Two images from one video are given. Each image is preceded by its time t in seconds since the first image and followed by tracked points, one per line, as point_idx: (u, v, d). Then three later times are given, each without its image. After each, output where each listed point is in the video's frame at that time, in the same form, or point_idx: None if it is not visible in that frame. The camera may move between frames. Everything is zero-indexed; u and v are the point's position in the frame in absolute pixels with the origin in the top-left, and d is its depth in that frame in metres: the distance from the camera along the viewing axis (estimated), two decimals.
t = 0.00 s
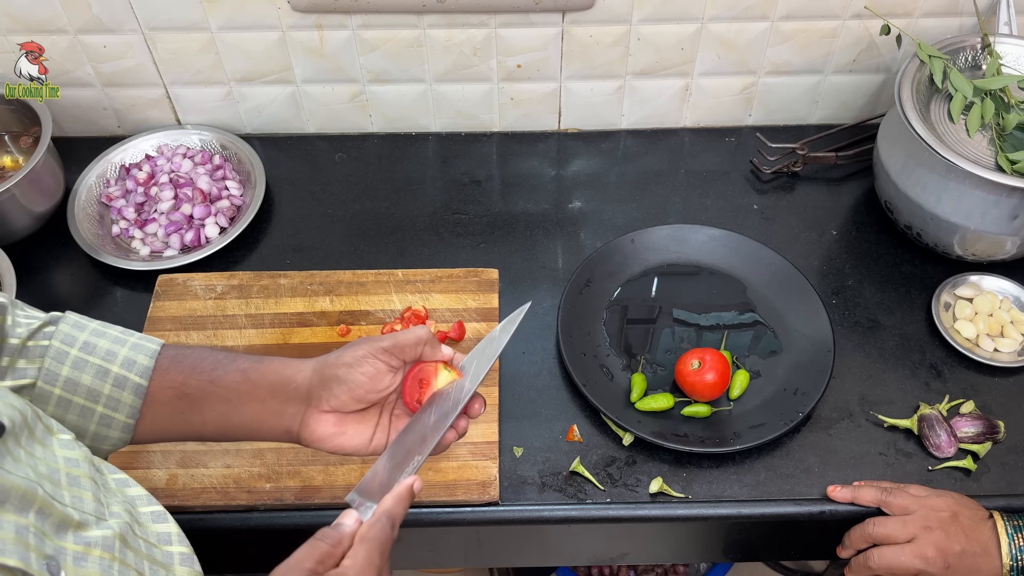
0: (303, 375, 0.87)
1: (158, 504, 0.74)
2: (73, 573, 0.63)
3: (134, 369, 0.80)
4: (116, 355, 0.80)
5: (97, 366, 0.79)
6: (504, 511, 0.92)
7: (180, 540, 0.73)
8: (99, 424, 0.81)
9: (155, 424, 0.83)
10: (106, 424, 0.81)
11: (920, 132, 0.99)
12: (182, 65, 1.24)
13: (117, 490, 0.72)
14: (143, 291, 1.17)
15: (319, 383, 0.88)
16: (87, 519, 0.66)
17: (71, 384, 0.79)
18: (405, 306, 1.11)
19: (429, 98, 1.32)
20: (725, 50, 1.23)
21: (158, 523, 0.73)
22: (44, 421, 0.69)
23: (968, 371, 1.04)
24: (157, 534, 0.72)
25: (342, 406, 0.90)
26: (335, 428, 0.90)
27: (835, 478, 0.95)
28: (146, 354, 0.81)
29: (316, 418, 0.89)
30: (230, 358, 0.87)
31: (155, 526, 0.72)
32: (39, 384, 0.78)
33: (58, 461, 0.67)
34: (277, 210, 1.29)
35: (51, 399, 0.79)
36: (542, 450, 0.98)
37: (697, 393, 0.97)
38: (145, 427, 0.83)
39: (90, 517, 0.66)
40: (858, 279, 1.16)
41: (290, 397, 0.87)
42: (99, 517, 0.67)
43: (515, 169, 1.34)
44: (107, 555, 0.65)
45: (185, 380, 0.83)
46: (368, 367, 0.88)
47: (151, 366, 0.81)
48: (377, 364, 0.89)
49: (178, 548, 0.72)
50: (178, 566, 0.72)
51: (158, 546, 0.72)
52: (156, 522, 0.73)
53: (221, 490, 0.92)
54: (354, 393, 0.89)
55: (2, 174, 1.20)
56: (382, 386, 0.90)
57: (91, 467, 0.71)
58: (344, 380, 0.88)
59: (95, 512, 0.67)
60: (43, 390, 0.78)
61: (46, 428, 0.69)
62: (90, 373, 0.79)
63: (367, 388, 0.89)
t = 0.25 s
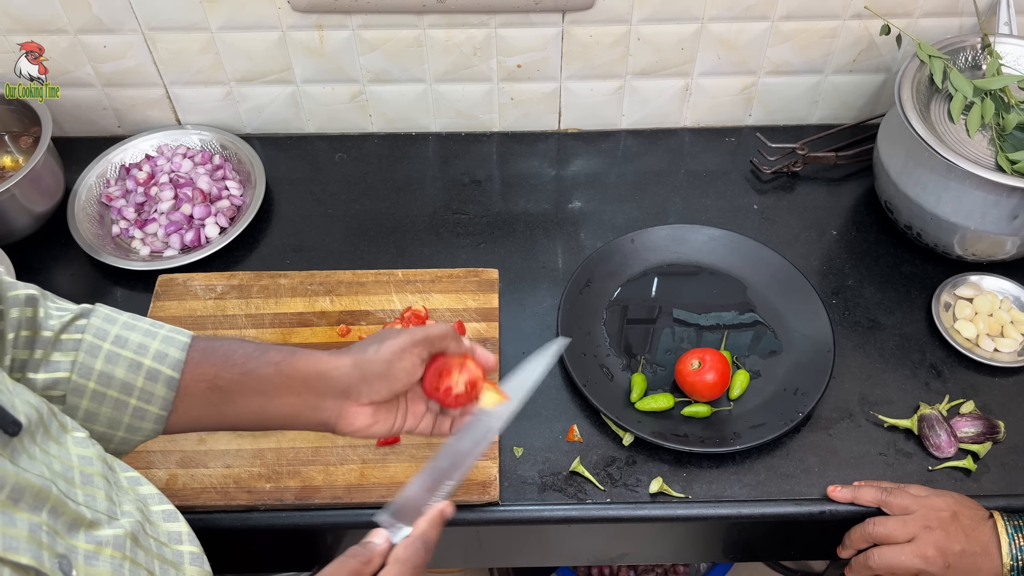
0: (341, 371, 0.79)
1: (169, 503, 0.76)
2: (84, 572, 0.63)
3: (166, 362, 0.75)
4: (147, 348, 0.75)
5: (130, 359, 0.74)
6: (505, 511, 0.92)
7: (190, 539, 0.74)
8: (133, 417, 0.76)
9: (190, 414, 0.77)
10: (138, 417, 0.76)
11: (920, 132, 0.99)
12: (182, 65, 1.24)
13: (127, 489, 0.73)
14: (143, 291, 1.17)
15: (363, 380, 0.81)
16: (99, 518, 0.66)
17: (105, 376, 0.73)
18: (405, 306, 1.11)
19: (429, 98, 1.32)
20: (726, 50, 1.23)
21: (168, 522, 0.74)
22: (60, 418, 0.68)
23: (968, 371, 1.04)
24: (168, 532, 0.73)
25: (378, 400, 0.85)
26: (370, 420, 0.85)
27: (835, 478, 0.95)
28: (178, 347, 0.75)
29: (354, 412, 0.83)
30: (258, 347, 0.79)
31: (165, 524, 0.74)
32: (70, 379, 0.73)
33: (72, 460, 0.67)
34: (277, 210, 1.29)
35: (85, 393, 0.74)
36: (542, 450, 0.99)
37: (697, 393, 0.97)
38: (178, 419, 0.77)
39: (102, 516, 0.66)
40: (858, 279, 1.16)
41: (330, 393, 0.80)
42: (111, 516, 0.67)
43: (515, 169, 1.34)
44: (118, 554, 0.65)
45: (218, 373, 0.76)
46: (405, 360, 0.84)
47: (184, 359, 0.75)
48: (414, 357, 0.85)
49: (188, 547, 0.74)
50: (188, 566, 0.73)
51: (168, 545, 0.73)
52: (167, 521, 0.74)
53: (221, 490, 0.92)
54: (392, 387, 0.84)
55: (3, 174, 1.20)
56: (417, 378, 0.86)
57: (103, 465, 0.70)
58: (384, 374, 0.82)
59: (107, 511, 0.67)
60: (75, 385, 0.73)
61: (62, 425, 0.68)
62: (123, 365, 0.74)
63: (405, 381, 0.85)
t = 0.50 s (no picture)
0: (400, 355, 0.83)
1: (174, 499, 0.76)
2: (92, 567, 0.63)
3: (232, 349, 0.73)
4: (213, 334, 0.73)
5: (198, 344, 0.72)
6: (505, 512, 0.92)
7: (195, 536, 0.75)
8: (196, 403, 0.74)
9: (253, 400, 0.76)
10: (201, 404, 0.74)
11: (920, 132, 0.99)
12: (182, 65, 1.24)
13: (136, 483, 0.73)
14: (143, 291, 1.17)
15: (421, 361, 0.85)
16: (107, 515, 0.66)
17: (171, 363, 0.72)
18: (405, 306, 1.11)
19: (428, 98, 1.32)
20: (726, 50, 1.23)
21: (174, 518, 0.74)
22: (72, 413, 0.68)
23: (968, 371, 1.04)
24: (174, 528, 0.74)
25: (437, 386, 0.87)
26: (429, 407, 0.86)
27: (835, 478, 0.95)
28: (242, 335, 0.74)
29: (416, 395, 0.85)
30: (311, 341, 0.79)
31: (171, 520, 0.74)
32: (136, 365, 0.71)
33: (84, 455, 0.67)
34: (277, 211, 1.29)
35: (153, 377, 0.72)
36: (542, 450, 0.98)
37: (697, 393, 0.97)
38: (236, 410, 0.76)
39: (111, 512, 0.66)
40: (858, 279, 1.16)
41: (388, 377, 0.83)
42: (119, 512, 0.67)
43: (514, 169, 1.35)
44: (125, 551, 0.65)
45: (281, 360, 0.76)
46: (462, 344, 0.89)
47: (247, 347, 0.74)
48: (467, 342, 0.90)
49: (193, 543, 0.74)
50: (192, 562, 0.74)
51: (174, 541, 0.73)
52: (173, 516, 0.75)
53: (221, 490, 0.92)
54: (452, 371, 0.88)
55: (3, 174, 1.20)
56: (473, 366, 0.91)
57: (113, 460, 0.70)
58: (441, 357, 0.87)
59: (116, 508, 0.67)
60: (144, 372, 0.71)
61: (74, 420, 0.68)
62: (191, 351, 0.72)
63: (461, 367, 0.88)
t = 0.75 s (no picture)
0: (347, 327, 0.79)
1: (159, 494, 0.78)
2: (83, 563, 0.64)
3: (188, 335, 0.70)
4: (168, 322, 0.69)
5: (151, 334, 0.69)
6: (505, 512, 0.92)
7: (182, 530, 0.77)
8: (155, 391, 0.70)
9: (208, 385, 0.71)
10: (161, 392, 0.70)
11: (920, 132, 0.99)
12: (182, 65, 1.24)
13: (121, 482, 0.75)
14: (143, 291, 1.17)
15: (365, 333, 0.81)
16: (92, 512, 0.67)
17: (128, 351, 0.68)
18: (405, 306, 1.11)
19: (429, 98, 1.32)
20: (726, 50, 1.23)
21: (159, 514, 0.76)
22: (52, 414, 0.68)
23: (968, 371, 1.04)
24: (160, 523, 0.76)
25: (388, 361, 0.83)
26: (379, 383, 0.80)
27: (836, 479, 0.94)
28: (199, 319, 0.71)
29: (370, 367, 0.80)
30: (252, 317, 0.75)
31: (158, 515, 0.76)
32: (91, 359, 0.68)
33: (66, 455, 0.67)
34: (277, 210, 1.29)
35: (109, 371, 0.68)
36: (542, 450, 0.98)
37: (697, 393, 0.97)
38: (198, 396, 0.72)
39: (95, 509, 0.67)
40: (858, 279, 1.16)
41: (340, 350, 0.78)
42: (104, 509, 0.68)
43: (514, 169, 1.34)
44: (114, 545, 0.66)
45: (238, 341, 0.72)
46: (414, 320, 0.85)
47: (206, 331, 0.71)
48: (416, 315, 0.85)
49: (180, 538, 0.76)
50: (181, 555, 0.76)
51: (161, 535, 0.75)
52: (160, 512, 0.77)
53: (221, 490, 0.92)
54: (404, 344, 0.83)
55: (2, 174, 1.20)
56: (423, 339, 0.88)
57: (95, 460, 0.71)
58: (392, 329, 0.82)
59: (101, 505, 0.69)
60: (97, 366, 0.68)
61: (55, 421, 0.68)
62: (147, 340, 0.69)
63: (411, 338, 0.83)
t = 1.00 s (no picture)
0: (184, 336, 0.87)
1: (120, 495, 0.76)
2: (53, 558, 0.65)
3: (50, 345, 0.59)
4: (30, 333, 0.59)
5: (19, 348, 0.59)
6: (505, 511, 0.92)
7: (148, 526, 0.76)
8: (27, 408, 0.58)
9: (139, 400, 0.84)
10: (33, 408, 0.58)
11: (920, 132, 0.99)
12: (182, 65, 1.24)
13: (78, 485, 0.73)
14: (143, 291, 1.17)
15: (197, 318, 0.89)
16: (56, 509, 0.66)
17: None
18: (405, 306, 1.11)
19: (429, 98, 1.32)
20: (726, 50, 1.23)
21: (122, 513, 0.75)
22: None
23: (968, 371, 1.04)
24: (125, 522, 0.75)
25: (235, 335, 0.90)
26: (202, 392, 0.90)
27: (835, 479, 0.95)
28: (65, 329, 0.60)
29: (216, 342, 0.88)
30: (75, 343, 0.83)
31: (121, 516, 0.75)
32: None
33: (17, 460, 0.65)
34: (277, 210, 1.29)
35: None
36: (542, 450, 0.98)
37: (697, 393, 0.97)
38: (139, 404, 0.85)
39: (59, 506, 0.67)
40: (858, 279, 1.16)
41: (152, 369, 0.85)
42: (68, 505, 0.68)
43: (514, 169, 1.34)
44: (83, 539, 0.67)
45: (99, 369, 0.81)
46: (264, 300, 0.92)
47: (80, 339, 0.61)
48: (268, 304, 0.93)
49: (148, 533, 0.76)
50: (151, 549, 0.76)
51: (128, 532, 0.75)
52: (122, 512, 0.75)
53: (221, 490, 0.92)
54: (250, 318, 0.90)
55: (2, 174, 1.20)
56: (290, 316, 0.96)
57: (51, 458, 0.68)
58: (239, 307, 0.90)
59: (63, 501, 0.67)
60: None
61: None
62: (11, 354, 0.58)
63: (208, 350, 0.87)
